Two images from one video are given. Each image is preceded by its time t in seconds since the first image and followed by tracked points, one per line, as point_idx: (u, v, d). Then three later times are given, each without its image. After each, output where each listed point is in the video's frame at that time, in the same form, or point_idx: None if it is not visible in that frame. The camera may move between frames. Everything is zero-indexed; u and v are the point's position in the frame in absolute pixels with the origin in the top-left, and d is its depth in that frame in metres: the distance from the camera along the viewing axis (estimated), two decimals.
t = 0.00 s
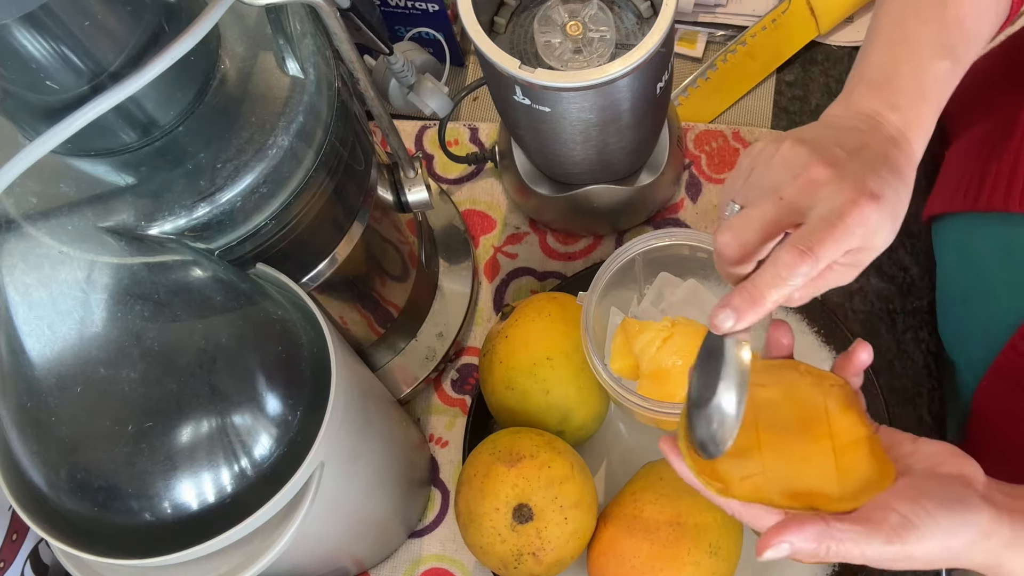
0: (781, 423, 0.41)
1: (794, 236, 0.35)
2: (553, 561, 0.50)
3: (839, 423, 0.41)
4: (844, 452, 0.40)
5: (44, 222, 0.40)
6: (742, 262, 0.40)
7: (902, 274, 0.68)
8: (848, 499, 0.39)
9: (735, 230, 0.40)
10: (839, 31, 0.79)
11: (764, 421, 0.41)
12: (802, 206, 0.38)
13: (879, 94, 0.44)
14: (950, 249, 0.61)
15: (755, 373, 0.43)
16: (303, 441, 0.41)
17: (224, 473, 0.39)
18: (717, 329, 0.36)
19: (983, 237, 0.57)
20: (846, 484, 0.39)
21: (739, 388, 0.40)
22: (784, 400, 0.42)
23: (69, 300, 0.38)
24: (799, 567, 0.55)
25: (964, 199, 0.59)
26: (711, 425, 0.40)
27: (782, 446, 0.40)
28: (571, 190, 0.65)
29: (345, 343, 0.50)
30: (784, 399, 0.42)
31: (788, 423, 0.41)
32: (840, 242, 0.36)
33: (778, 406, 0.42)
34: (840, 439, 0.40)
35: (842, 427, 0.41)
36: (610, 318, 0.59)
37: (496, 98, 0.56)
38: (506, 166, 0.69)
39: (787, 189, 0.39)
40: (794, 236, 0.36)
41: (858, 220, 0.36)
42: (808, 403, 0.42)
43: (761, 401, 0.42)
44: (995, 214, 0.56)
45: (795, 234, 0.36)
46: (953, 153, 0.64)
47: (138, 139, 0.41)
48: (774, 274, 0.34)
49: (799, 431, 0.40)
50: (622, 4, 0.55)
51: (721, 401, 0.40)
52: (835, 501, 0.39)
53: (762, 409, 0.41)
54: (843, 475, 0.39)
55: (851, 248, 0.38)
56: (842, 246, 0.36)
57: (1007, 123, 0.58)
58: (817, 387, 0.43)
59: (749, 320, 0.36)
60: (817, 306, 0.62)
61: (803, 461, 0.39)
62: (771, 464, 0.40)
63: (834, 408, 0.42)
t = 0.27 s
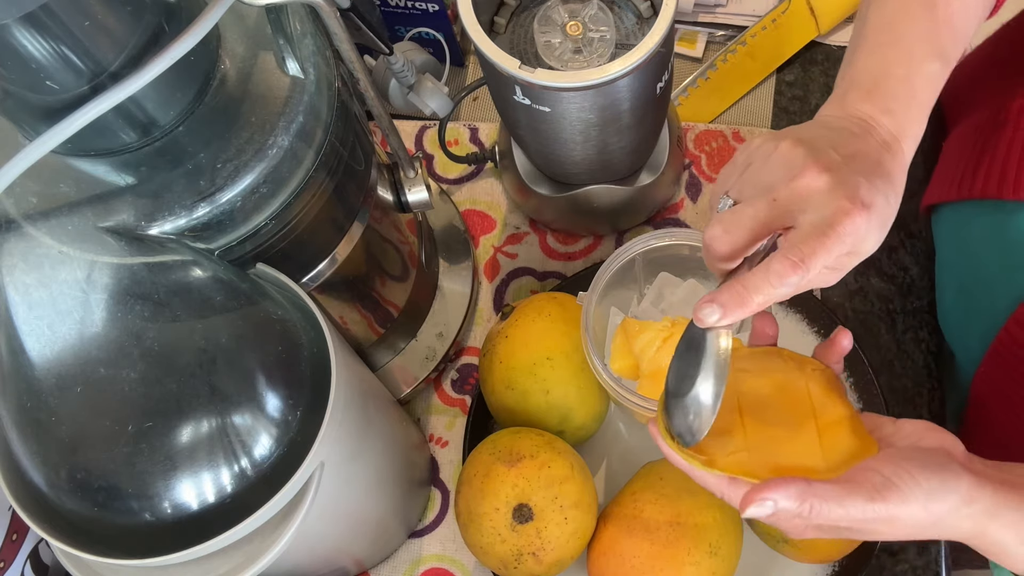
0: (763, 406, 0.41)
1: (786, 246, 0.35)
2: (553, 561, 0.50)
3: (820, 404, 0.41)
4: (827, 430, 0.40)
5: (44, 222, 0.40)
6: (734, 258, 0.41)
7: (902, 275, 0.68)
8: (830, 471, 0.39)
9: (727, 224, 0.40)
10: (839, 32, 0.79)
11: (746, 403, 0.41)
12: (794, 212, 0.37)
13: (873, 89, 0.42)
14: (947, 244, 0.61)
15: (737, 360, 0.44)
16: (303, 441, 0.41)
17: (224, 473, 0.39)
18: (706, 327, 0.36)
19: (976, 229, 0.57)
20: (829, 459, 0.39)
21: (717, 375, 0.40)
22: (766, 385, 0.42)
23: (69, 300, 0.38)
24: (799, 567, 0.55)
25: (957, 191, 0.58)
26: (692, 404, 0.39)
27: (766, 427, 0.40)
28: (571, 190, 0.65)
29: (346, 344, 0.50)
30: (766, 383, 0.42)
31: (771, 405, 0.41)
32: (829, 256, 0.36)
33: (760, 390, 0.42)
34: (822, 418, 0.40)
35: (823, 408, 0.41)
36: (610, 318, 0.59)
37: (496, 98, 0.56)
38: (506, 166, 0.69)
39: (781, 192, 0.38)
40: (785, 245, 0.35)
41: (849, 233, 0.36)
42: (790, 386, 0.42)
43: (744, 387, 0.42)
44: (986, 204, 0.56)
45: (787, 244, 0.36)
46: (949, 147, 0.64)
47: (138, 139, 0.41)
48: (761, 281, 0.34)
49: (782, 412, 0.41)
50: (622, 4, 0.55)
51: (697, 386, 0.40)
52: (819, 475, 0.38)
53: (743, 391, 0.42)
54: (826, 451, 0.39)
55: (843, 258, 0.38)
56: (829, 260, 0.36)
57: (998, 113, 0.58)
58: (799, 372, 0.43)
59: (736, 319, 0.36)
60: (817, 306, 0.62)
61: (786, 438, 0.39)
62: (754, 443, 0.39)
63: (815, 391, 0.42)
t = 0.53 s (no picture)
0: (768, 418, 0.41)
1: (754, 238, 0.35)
2: (553, 561, 0.50)
3: (826, 425, 0.41)
4: (828, 449, 0.40)
5: (44, 222, 0.40)
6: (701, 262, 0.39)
7: (902, 274, 0.68)
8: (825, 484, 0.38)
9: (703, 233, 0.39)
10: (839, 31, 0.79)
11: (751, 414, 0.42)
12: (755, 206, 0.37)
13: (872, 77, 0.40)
14: (947, 245, 0.60)
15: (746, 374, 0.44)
16: (303, 441, 0.41)
17: (224, 473, 0.39)
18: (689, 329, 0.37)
19: (975, 226, 0.57)
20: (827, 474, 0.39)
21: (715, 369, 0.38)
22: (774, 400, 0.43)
23: (69, 300, 0.38)
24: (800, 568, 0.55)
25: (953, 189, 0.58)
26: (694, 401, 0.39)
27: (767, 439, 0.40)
28: (571, 190, 0.65)
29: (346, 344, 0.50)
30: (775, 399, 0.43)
31: (775, 419, 0.42)
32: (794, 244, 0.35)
33: (766, 404, 0.42)
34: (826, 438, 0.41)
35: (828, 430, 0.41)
36: (610, 317, 0.59)
37: (496, 98, 0.56)
38: (506, 166, 0.69)
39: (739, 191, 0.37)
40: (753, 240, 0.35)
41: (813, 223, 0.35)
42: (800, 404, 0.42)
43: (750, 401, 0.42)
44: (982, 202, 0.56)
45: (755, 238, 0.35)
46: (944, 149, 0.64)
47: (138, 139, 0.41)
48: (727, 279, 0.35)
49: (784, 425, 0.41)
50: (622, 4, 0.55)
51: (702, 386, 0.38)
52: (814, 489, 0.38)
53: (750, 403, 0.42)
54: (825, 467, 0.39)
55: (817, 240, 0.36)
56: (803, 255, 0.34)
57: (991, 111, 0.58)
58: (808, 393, 0.43)
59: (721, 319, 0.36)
60: (818, 306, 0.62)
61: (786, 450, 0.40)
62: (753, 452, 0.40)
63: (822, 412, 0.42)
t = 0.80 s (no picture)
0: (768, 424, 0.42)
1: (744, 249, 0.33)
2: (553, 561, 0.50)
3: (826, 438, 0.42)
4: (824, 461, 0.40)
5: (44, 222, 0.40)
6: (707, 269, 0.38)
7: (902, 274, 0.68)
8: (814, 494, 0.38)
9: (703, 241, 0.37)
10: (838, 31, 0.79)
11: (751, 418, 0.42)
12: (751, 211, 0.35)
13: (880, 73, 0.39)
14: (946, 245, 0.60)
15: (753, 379, 0.45)
16: (303, 441, 0.41)
17: (224, 473, 0.39)
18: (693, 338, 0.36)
19: (974, 226, 0.57)
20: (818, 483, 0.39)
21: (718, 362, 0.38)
22: (777, 408, 0.43)
23: (69, 300, 0.38)
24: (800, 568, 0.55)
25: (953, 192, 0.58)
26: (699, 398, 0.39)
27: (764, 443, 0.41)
28: (570, 190, 0.65)
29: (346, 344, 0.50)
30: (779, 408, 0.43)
31: (773, 426, 0.42)
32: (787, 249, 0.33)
33: (768, 410, 0.43)
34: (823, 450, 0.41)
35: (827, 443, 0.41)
36: (611, 318, 0.59)
37: (496, 98, 0.56)
38: (506, 166, 0.69)
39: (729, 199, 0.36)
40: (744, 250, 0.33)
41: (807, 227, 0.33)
42: (802, 415, 0.43)
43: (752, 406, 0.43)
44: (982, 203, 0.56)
45: (747, 247, 0.34)
46: (943, 151, 0.64)
47: (138, 139, 0.41)
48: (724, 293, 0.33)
49: (783, 433, 0.41)
50: (622, 5, 0.55)
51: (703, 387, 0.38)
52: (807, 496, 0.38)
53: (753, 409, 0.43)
54: (818, 475, 0.39)
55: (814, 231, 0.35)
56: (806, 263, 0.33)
57: (990, 112, 0.58)
58: (814, 406, 0.44)
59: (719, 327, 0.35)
60: (818, 306, 0.62)
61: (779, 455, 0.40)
62: (748, 453, 0.40)
63: (825, 425, 0.42)
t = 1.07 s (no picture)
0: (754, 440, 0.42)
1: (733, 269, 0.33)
2: (553, 561, 0.50)
3: (810, 447, 0.43)
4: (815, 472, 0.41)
5: (44, 222, 0.40)
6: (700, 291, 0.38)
7: (902, 274, 0.68)
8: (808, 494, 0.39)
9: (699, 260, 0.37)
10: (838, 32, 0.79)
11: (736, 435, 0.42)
12: (746, 233, 0.35)
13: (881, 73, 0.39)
14: (947, 245, 0.60)
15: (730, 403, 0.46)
16: (304, 441, 0.41)
17: (224, 473, 0.39)
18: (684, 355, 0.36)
19: (975, 226, 0.56)
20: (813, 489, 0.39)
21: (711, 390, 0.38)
22: (757, 425, 0.44)
23: (69, 300, 0.38)
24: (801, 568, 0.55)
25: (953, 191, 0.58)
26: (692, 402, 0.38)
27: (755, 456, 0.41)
28: (570, 190, 0.65)
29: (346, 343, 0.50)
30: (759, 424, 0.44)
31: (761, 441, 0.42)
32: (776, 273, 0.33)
33: (750, 427, 0.43)
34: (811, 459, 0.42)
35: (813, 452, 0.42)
36: (611, 318, 0.59)
37: (496, 98, 0.56)
38: (506, 166, 0.69)
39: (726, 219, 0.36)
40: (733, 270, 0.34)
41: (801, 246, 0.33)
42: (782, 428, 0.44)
43: (735, 424, 0.43)
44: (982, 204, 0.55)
45: (738, 267, 0.34)
46: (946, 150, 0.63)
47: (138, 139, 0.41)
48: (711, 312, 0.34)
49: (771, 447, 0.42)
50: (622, 4, 0.55)
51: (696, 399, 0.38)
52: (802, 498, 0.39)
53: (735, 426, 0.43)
54: (812, 483, 0.40)
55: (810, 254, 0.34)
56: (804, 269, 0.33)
57: (995, 113, 0.57)
58: (792, 423, 0.44)
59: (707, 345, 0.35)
60: (817, 306, 0.62)
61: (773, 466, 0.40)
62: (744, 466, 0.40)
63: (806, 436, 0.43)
